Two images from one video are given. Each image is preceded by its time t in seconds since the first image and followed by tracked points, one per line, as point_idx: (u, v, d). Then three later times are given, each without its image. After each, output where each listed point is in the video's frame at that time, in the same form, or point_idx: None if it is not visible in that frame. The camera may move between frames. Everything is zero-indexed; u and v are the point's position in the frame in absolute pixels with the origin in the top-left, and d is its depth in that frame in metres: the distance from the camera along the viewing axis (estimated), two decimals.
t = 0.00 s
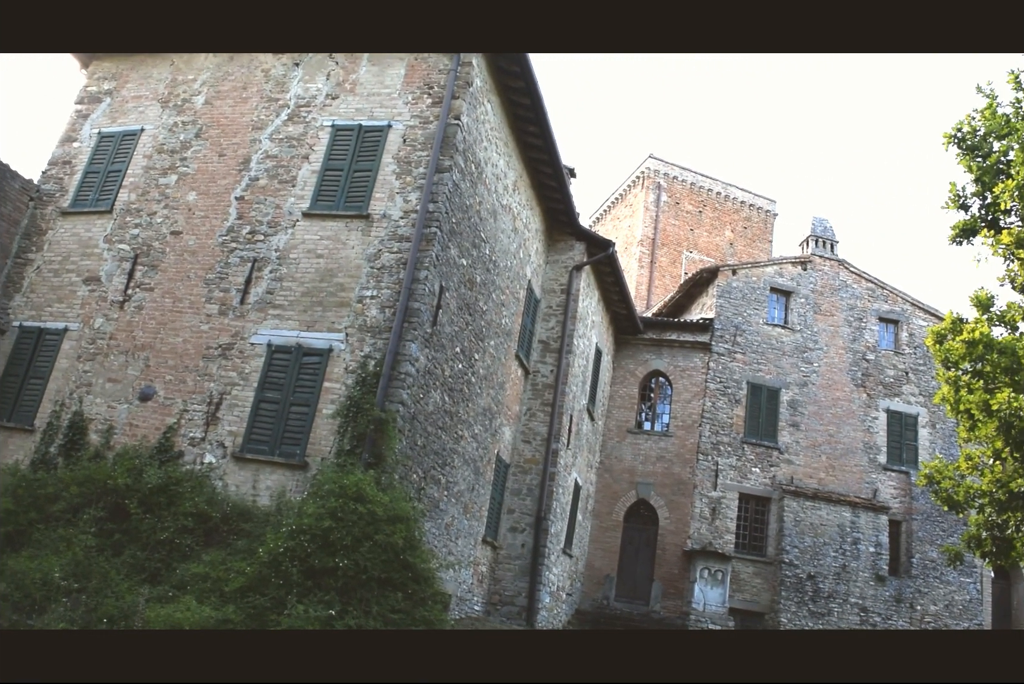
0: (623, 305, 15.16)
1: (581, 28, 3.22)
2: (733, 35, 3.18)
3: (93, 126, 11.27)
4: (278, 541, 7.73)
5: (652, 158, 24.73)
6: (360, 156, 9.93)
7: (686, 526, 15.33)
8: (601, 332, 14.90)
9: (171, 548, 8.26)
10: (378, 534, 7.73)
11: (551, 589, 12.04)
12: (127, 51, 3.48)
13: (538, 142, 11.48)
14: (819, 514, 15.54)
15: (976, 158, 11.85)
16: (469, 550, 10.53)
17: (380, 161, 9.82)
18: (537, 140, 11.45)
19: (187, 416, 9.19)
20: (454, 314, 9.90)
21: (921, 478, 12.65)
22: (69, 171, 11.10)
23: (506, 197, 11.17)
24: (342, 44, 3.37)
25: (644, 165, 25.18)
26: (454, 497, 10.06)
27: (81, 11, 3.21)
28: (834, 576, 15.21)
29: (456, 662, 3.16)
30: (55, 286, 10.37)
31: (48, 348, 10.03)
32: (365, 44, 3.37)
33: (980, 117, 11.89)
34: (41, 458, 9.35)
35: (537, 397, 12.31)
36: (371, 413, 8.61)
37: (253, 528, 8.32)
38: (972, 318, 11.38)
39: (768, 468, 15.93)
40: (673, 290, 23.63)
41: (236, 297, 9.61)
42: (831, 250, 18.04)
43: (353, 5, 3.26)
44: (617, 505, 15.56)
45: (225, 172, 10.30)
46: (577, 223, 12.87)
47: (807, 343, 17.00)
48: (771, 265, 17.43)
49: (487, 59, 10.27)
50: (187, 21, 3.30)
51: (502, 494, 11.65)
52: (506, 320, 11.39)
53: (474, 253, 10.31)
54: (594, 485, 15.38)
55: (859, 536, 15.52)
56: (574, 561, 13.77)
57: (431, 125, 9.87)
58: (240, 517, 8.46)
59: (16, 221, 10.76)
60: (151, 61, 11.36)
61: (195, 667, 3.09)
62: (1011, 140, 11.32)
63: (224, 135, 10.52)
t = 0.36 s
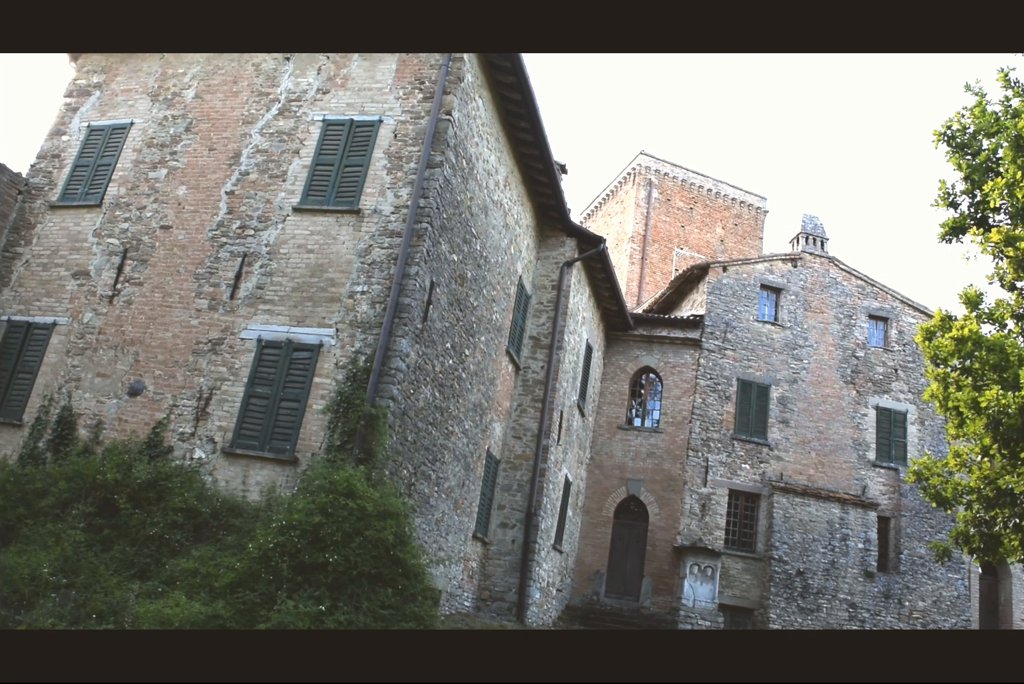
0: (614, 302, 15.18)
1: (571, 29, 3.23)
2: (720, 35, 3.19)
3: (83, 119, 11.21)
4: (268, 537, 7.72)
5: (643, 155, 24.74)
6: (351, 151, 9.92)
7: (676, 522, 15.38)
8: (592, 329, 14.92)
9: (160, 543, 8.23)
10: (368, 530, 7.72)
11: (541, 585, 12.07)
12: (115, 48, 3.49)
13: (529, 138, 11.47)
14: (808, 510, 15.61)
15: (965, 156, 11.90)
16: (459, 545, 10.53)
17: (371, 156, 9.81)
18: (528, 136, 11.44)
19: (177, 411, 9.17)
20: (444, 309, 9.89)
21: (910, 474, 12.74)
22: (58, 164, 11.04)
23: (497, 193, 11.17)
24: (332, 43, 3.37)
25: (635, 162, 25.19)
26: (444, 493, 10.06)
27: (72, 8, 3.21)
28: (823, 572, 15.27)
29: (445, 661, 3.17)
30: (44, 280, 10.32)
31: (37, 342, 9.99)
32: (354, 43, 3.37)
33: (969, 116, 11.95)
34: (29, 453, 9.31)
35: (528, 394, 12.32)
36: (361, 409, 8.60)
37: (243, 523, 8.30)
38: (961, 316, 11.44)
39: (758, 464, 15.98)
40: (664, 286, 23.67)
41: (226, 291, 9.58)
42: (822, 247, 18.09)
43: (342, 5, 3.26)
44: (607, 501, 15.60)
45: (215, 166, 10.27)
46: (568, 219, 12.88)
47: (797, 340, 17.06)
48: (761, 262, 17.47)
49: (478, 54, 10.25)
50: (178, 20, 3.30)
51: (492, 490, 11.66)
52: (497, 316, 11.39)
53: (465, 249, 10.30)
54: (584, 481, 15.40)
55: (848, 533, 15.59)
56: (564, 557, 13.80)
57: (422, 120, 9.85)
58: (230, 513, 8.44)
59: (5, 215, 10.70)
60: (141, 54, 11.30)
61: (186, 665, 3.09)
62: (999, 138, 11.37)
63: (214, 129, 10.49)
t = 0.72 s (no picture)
0: (614, 298, 15.18)
1: (570, 30, 3.23)
2: (720, 37, 3.19)
3: (82, 115, 11.20)
4: (268, 534, 7.72)
5: (643, 151, 24.72)
6: (351, 148, 9.91)
7: (676, 519, 15.39)
8: (592, 326, 14.92)
9: (160, 540, 8.23)
10: (368, 527, 7.72)
11: (541, 581, 12.09)
12: (115, 47, 3.48)
13: (529, 134, 11.46)
14: (807, 507, 15.63)
15: (965, 152, 11.89)
16: (458, 542, 10.54)
17: (371, 153, 9.80)
18: (528, 133, 11.44)
19: (177, 407, 9.17)
20: (444, 306, 9.88)
21: (909, 471, 12.78)
22: (58, 161, 11.03)
23: (497, 190, 11.17)
24: (331, 44, 3.36)
25: (635, 158, 25.16)
26: (444, 490, 10.07)
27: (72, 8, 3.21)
28: (822, 568, 15.29)
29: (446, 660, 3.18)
30: (44, 276, 10.32)
31: (36, 339, 9.99)
32: (355, 43, 3.36)
33: (970, 111, 11.93)
34: (29, 450, 9.31)
35: (528, 390, 12.33)
36: (361, 405, 8.60)
37: (243, 520, 8.30)
38: (961, 312, 11.45)
39: (758, 461, 15.99)
40: (664, 283, 23.67)
41: (226, 288, 9.58)
42: (821, 244, 18.09)
43: (342, 5, 3.25)
44: (607, 498, 15.61)
45: (215, 162, 10.26)
46: (568, 216, 12.87)
47: (797, 337, 17.06)
48: (761, 259, 17.47)
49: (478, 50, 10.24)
50: (177, 20, 3.29)
51: (492, 487, 11.67)
52: (496, 312, 11.40)
53: (464, 245, 10.29)
54: (584, 478, 15.41)
55: (847, 529, 15.61)
56: (564, 554, 13.81)
57: (422, 117, 9.84)
58: (230, 509, 8.45)
59: (4, 211, 10.69)
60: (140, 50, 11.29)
61: (188, 666, 3.11)
62: (1000, 134, 11.36)
63: (214, 125, 10.48)
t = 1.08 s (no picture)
0: (614, 296, 15.17)
1: (570, 29, 3.23)
2: (719, 35, 3.19)
3: (82, 112, 11.20)
4: (268, 531, 7.72)
5: (643, 149, 24.70)
6: (351, 145, 9.90)
7: (675, 516, 15.40)
8: (591, 323, 14.92)
9: (160, 537, 8.23)
10: (368, 524, 7.73)
11: (541, 579, 12.10)
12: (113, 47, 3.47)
13: (529, 132, 11.46)
14: (807, 505, 15.64)
15: (966, 149, 11.88)
16: (459, 539, 10.55)
17: (371, 150, 9.80)
18: (528, 130, 11.43)
19: (177, 405, 9.17)
20: (444, 304, 9.88)
21: (909, 468, 12.83)
22: (58, 158, 11.02)
23: (497, 187, 11.17)
24: (330, 43, 3.36)
25: (635, 155, 25.14)
26: (444, 487, 10.08)
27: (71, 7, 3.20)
28: (822, 566, 15.30)
29: (445, 660, 3.18)
30: (44, 273, 10.31)
31: (36, 336, 9.99)
32: (354, 43, 3.36)
33: (970, 108, 11.92)
34: (29, 447, 9.31)
35: (527, 388, 12.34)
36: (362, 403, 8.60)
37: (242, 517, 8.31)
38: (961, 310, 11.45)
39: (757, 458, 16.00)
40: (663, 281, 23.66)
41: (225, 285, 9.58)
42: (821, 242, 18.08)
43: (342, 5, 3.25)
44: (606, 495, 15.61)
45: (215, 160, 10.26)
46: (568, 213, 12.87)
47: (796, 335, 17.06)
48: (761, 256, 17.46)
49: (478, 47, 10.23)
50: (177, 20, 3.29)
51: (492, 485, 11.68)
52: (496, 310, 11.39)
53: (464, 243, 10.29)
54: (583, 476, 15.42)
55: (847, 527, 15.62)
56: (564, 551, 13.82)
57: (422, 114, 9.84)
58: (230, 507, 8.46)
59: (4, 208, 10.69)
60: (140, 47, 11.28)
61: (188, 664, 3.11)
62: (1000, 131, 11.35)
63: (214, 123, 10.47)
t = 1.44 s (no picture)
0: (612, 295, 15.17)
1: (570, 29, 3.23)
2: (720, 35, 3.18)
3: (80, 111, 11.18)
4: (267, 530, 7.71)
5: (642, 147, 24.71)
6: (350, 144, 9.89)
7: (674, 515, 15.40)
8: (590, 322, 14.92)
9: (159, 536, 8.21)
10: (367, 523, 7.72)
11: (540, 577, 12.10)
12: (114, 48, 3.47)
13: (528, 131, 11.45)
14: (806, 503, 15.66)
15: (964, 148, 11.91)
16: (458, 538, 10.55)
17: (370, 149, 9.79)
18: (527, 129, 11.42)
19: (176, 404, 9.15)
20: (443, 303, 9.87)
21: (907, 467, 12.84)
22: (56, 157, 11.00)
23: (495, 186, 11.16)
24: (332, 45, 3.36)
25: (634, 154, 25.15)
26: (443, 486, 10.07)
27: (74, 8, 3.20)
28: (821, 564, 15.31)
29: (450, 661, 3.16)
30: (42, 272, 10.29)
31: (34, 334, 9.96)
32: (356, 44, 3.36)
33: (968, 107, 11.94)
34: (28, 446, 9.29)
35: (526, 387, 12.34)
36: (361, 402, 8.58)
37: (242, 516, 8.30)
38: (959, 308, 11.47)
39: (756, 456, 16.01)
40: (662, 279, 23.66)
41: (224, 284, 9.57)
42: (820, 241, 18.09)
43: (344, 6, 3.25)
44: (605, 494, 15.61)
45: (213, 158, 10.24)
46: (567, 212, 12.87)
47: (795, 333, 17.07)
48: (760, 255, 17.48)
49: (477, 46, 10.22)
50: (178, 20, 3.29)
51: (491, 484, 11.68)
52: (495, 309, 11.39)
53: (463, 241, 10.28)
54: (582, 474, 15.42)
55: (845, 525, 15.64)
56: (562, 550, 13.82)
57: (421, 113, 9.83)
58: (229, 506, 8.45)
59: (2, 207, 10.66)
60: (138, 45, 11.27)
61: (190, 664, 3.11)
62: (999, 130, 11.37)
63: (213, 121, 10.46)
